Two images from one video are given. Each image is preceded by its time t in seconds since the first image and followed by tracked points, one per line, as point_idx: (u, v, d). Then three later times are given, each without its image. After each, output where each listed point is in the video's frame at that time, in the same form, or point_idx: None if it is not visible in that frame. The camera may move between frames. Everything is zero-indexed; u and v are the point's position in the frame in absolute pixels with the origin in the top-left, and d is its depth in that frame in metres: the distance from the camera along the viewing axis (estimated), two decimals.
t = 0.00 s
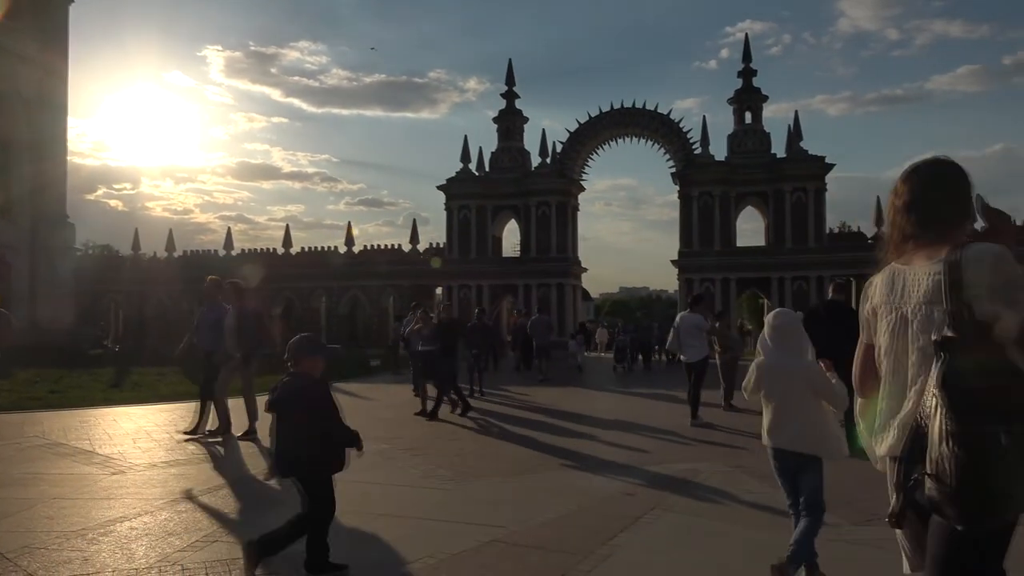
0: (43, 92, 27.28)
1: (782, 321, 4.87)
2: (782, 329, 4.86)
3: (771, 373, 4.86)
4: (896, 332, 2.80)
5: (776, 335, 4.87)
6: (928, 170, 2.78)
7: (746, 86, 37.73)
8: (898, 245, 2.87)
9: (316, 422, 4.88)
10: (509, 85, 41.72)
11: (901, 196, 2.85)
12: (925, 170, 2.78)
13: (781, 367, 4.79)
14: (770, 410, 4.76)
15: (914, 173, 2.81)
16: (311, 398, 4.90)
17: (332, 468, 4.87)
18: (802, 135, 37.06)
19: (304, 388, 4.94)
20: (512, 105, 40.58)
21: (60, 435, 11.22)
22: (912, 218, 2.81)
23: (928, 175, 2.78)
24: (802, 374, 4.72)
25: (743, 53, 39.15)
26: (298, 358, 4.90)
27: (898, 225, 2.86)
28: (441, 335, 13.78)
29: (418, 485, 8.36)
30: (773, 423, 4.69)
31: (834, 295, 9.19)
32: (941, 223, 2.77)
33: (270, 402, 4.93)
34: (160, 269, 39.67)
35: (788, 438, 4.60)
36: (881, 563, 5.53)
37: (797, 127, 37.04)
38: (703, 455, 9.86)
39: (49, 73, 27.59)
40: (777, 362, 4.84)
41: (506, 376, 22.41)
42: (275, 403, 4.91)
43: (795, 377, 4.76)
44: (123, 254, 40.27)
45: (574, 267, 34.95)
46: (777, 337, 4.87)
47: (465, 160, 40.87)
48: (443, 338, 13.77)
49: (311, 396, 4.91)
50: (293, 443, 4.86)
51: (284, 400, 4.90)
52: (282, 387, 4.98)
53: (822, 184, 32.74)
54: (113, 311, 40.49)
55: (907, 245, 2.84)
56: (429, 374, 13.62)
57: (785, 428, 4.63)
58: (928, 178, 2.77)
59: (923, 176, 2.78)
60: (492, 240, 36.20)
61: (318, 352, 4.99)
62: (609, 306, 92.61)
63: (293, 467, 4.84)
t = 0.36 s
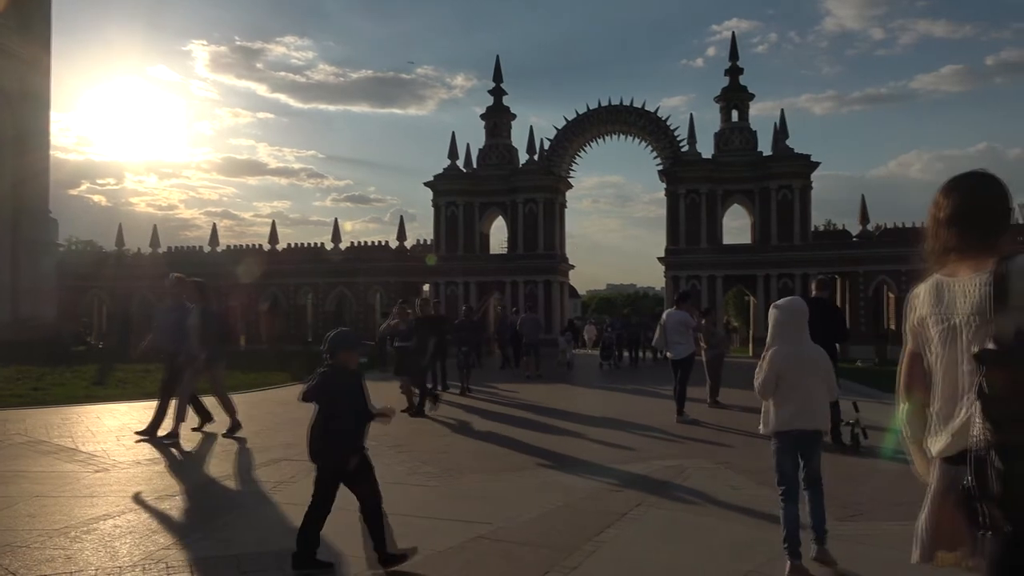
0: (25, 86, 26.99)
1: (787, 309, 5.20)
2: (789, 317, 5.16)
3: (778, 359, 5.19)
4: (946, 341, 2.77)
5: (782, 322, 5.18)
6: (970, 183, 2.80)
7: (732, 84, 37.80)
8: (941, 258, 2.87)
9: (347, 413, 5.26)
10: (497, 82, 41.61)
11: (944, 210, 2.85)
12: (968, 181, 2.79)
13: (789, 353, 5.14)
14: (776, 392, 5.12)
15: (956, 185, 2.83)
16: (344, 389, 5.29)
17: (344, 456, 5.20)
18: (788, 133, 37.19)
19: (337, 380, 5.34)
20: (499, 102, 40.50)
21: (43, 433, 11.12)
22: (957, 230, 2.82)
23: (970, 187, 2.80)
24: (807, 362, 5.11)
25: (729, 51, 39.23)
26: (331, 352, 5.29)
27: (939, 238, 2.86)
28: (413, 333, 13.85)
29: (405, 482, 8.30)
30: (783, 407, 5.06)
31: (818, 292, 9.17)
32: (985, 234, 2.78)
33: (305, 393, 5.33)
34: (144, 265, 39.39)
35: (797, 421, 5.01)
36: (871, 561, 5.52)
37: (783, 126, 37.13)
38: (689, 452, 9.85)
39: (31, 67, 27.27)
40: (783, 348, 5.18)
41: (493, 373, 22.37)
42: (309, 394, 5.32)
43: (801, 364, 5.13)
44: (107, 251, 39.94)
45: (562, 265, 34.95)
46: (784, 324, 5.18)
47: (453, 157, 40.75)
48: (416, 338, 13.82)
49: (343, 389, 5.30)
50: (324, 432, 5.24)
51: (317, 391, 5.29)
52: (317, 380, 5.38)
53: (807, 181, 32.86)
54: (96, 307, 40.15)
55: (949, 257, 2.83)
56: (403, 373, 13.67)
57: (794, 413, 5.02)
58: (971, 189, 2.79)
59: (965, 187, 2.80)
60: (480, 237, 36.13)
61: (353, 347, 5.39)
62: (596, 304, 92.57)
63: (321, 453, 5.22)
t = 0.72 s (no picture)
0: (11, 81, 26.75)
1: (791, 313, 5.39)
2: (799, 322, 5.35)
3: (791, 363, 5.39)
4: (986, 329, 2.97)
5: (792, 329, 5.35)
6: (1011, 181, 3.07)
7: (721, 83, 37.85)
8: (982, 251, 3.12)
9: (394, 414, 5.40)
10: (486, 78, 41.52)
11: (987, 204, 3.11)
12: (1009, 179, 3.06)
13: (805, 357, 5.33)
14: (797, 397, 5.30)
15: (996, 184, 3.10)
16: (390, 390, 5.41)
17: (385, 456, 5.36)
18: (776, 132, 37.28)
19: (382, 381, 5.45)
20: (488, 99, 40.43)
21: (28, 430, 11.03)
22: (995, 225, 3.08)
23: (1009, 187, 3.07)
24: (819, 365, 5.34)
25: (718, 49, 39.28)
26: (375, 355, 5.37)
27: (982, 232, 3.13)
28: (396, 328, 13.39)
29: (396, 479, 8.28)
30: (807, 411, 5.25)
31: (804, 291, 9.20)
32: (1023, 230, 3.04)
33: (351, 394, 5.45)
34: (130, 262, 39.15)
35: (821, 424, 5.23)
36: (858, 558, 5.53)
37: (771, 124, 37.21)
38: (676, 449, 9.89)
39: (16, 61, 27.01)
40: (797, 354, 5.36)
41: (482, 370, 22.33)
42: (355, 396, 5.44)
43: (809, 368, 5.39)
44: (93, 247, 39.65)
45: (551, 262, 34.93)
46: (796, 331, 5.34)
47: (442, 154, 40.65)
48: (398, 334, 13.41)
49: (388, 389, 5.42)
50: (370, 434, 5.39)
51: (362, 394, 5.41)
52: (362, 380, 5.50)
53: (795, 180, 32.97)
54: (81, 304, 39.87)
55: (993, 249, 3.09)
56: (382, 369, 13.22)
57: (816, 417, 5.22)
58: (1011, 188, 3.06)
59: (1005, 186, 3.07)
60: (469, 235, 36.08)
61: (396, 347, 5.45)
62: (584, 300, 92.59)
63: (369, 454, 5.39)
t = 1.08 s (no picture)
0: None
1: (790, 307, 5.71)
2: (802, 318, 5.68)
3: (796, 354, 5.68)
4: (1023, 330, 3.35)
5: (799, 324, 5.65)
6: None
7: (712, 81, 37.89)
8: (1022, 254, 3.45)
9: (430, 404, 5.67)
10: (477, 76, 41.45)
11: None
12: None
13: (812, 351, 5.64)
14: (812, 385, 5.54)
15: None
16: (427, 380, 5.66)
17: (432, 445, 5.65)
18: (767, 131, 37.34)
19: (417, 370, 5.68)
20: (480, 96, 40.36)
21: (14, 428, 10.93)
22: None
23: None
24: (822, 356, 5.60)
25: (709, 48, 39.32)
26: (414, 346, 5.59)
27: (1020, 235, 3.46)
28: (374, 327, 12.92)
29: (386, 477, 8.24)
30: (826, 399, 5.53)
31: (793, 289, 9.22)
32: None
33: (388, 386, 5.61)
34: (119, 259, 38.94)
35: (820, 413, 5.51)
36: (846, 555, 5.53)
37: (761, 123, 37.27)
38: (665, 446, 9.90)
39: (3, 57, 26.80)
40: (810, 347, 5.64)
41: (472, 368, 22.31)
42: (391, 387, 5.62)
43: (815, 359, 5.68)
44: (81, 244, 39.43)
45: (542, 260, 34.92)
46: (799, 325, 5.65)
47: (433, 151, 40.57)
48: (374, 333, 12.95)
49: (425, 379, 5.67)
50: (411, 423, 5.61)
51: (400, 384, 5.61)
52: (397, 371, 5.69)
53: (785, 179, 33.04)
54: (69, 301, 39.66)
55: None
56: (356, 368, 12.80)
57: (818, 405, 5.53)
58: None
59: None
60: (459, 232, 36.04)
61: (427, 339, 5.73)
62: (574, 299, 92.52)
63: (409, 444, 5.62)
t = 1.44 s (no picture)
0: None
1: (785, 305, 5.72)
2: (801, 317, 5.69)
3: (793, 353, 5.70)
4: None
5: (797, 322, 5.65)
6: None
7: (702, 80, 37.96)
8: None
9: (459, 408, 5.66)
10: (468, 73, 41.39)
11: None
12: None
13: (810, 349, 5.64)
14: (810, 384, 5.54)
15: None
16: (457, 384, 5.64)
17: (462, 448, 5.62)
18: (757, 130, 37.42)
19: (446, 375, 5.66)
20: (471, 94, 40.30)
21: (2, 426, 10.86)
22: None
23: None
24: (820, 355, 5.60)
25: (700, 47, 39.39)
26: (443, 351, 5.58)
27: None
28: (349, 325, 12.48)
29: (376, 474, 8.24)
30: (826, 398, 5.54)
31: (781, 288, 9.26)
32: None
33: (418, 391, 5.61)
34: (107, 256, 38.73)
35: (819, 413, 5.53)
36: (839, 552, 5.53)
37: (751, 122, 37.34)
38: (655, 444, 9.92)
39: None
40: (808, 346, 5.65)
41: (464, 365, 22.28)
42: (422, 392, 5.62)
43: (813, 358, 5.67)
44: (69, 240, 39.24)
45: (533, 258, 34.90)
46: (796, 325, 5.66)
47: (424, 149, 40.51)
48: (350, 331, 12.55)
49: (454, 384, 5.66)
50: (441, 426, 5.61)
51: (431, 389, 5.60)
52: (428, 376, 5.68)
53: (775, 178, 33.12)
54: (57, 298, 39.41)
55: None
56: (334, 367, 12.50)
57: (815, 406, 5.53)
58: None
59: None
60: (450, 230, 36.01)
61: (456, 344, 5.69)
62: (565, 297, 92.39)
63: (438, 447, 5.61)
